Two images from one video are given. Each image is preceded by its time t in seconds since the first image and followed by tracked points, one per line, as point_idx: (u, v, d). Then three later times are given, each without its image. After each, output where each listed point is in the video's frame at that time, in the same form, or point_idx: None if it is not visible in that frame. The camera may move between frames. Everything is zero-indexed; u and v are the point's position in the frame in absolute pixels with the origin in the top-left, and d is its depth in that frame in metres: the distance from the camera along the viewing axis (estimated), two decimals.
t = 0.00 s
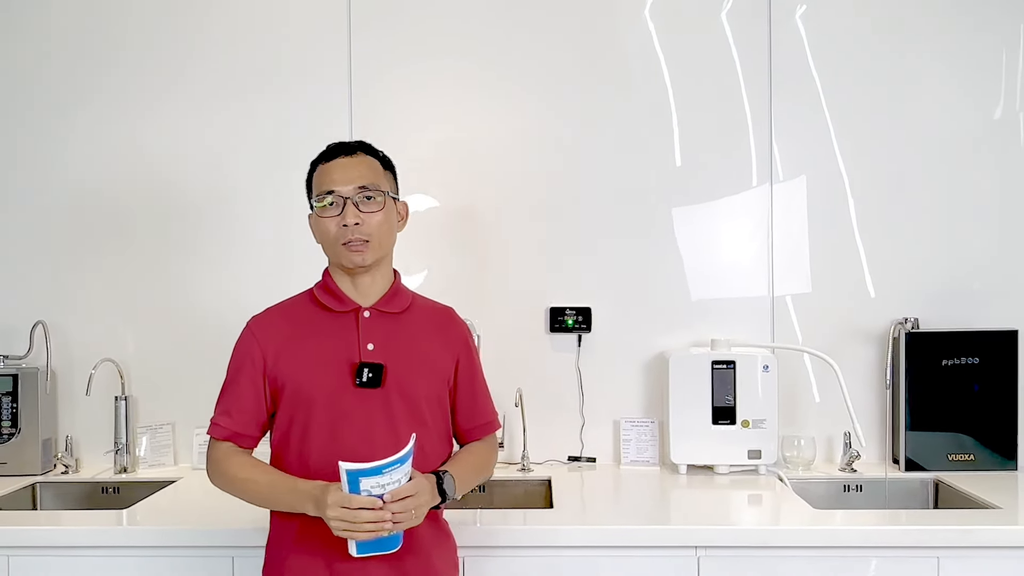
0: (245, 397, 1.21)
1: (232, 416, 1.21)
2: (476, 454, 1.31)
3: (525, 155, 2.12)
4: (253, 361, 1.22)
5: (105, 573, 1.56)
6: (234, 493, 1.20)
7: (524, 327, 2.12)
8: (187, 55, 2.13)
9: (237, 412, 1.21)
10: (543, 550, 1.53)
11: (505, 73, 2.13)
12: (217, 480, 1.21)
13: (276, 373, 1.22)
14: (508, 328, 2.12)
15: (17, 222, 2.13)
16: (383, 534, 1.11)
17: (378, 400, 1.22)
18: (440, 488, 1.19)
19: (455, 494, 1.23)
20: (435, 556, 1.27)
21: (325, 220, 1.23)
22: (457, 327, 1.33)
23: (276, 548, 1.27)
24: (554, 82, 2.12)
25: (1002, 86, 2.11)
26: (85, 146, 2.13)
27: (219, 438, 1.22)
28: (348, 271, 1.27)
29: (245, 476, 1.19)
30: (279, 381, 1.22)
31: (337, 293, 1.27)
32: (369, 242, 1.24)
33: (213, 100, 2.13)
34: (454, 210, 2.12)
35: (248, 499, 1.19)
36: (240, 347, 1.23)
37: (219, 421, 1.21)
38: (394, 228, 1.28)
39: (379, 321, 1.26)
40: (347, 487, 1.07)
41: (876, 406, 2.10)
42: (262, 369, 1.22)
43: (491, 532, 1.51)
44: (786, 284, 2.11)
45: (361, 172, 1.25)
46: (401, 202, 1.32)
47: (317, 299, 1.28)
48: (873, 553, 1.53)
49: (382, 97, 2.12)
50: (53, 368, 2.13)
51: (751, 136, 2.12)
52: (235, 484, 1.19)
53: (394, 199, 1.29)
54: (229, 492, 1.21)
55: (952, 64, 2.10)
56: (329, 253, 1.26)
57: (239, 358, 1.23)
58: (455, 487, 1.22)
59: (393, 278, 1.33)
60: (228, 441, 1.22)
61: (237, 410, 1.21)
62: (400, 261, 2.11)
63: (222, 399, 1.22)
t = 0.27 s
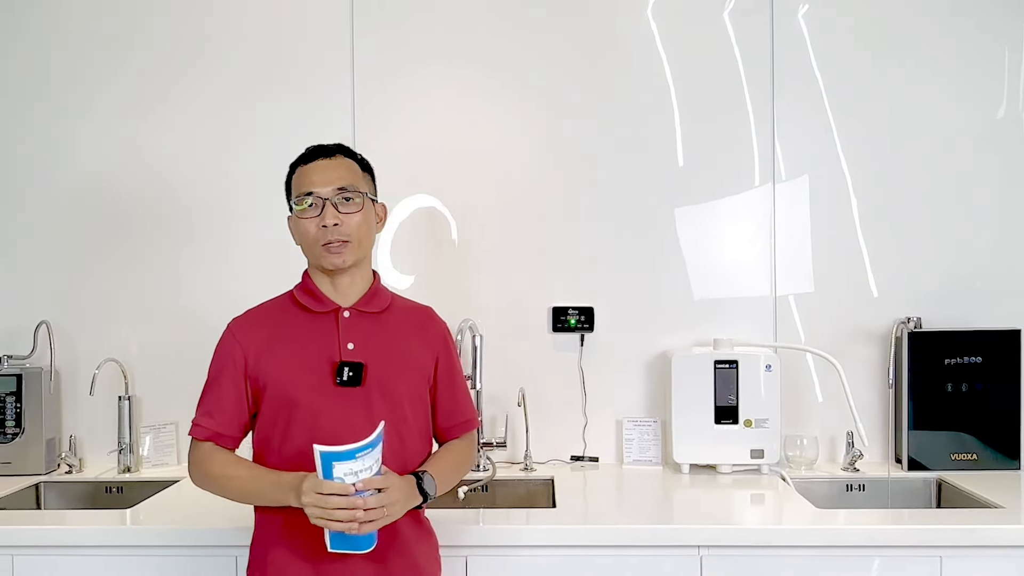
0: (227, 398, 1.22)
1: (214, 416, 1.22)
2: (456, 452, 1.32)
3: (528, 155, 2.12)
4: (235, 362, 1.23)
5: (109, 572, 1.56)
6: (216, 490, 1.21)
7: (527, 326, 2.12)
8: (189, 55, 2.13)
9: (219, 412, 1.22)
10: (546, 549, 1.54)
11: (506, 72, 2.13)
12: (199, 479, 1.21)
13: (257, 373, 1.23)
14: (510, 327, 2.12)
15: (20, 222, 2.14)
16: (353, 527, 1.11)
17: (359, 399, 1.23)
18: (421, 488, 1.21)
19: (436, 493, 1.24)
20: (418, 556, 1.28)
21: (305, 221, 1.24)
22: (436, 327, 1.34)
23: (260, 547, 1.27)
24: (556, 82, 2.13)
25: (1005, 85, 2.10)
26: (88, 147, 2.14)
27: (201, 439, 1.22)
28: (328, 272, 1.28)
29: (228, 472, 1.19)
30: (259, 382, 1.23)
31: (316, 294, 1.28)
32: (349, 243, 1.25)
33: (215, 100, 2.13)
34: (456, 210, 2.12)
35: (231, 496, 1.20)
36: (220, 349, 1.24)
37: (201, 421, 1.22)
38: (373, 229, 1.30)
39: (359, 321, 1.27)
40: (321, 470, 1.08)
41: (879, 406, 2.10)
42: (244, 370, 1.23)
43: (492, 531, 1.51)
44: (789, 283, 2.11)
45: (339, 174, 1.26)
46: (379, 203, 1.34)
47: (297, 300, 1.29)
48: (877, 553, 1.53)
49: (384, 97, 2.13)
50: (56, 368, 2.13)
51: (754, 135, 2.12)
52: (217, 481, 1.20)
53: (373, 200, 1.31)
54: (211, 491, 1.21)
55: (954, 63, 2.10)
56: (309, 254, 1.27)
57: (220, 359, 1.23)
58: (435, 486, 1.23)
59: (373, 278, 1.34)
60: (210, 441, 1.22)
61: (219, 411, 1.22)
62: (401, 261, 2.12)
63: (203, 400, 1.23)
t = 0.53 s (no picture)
0: (213, 398, 1.22)
1: (200, 417, 1.21)
2: (441, 452, 1.32)
3: (529, 155, 2.13)
4: (220, 364, 1.23)
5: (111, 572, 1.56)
6: (202, 491, 1.21)
7: (528, 327, 2.12)
8: (190, 55, 2.13)
9: (205, 413, 1.22)
10: (547, 550, 1.54)
11: (507, 72, 2.13)
12: (185, 480, 1.21)
13: (243, 375, 1.23)
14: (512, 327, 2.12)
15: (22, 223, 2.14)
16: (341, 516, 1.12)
17: (344, 399, 1.23)
18: (404, 488, 1.21)
19: (420, 492, 1.24)
20: (405, 556, 1.29)
21: (292, 222, 1.25)
22: (421, 328, 1.35)
23: (247, 547, 1.27)
24: (556, 82, 2.13)
25: (1007, 85, 2.10)
26: (90, 148, 2.14)
27: (187, 441, 1.22)
28: (313, 274, 1.28)
29: (213, 471, 1.20)
30: (245, 384, 1.23)
31: (300, 296, 1.28)
32: (335, 244, 1.25)
33: (217, 100, 2.13)
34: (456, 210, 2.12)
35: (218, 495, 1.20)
36: (205, 351, 1.24)
37: (186, 423, 1.21)
38: (359, 232, 1.31)
39: (345, 322, 1.27)
40: (319, 453, 1.10)
41: (880, 406, 2.10)
42: (230, 371, 1.23)
43: (493, 531, 1.51)
44: (790, 283, 2.11)
45: (327, 176, 1.27)
46: (364, 207, 1.35)
47: (283, 302, 1.29)
48: (878, 553, 1.53)
49: (386, 97, 2.13)
50: (58, 369, 2.14)
51: (755, 135, 2.12)
52: (204, 481, 1.20)
53: (359, 204, 1.31)
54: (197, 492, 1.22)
55: (956, 63, 2.10)
56: (294, 255, 1.27)
57: (205, 361, 1.23)
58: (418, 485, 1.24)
59: (358, 280, 1.35)
60: (197, 443, 1.22)
61: (205, 412, 1.21)
62: (402, 261, 2.12)
63: (189, 402, 1.23)
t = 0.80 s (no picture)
0: (206, 401, 1.21)
1: (193, 418, 1.20)
2: (435, 449, 1.33)
3: (529, 155, 2.13)
4: (212, 367, 1.22)
5: (113, 572, 1.56)
6: (196, 494, 1.20)
7: (529, 327, 2.12)
8: (191, 56, 2.14)
9: (198, 414, 1.20)
10: (548, 549, 1.54)
11: (508, 73, 2.13)
12: (177, 483, 1.20)
13: (235, 377, 1.22)
14: (513, 327, 2.12)
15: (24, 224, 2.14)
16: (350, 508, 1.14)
17: (337, 399, 1.23)
18: (399, 486, 1.21)
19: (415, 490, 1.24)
20: (401, 555, 1.29)
21: (291, 222, 1.25)
22: (411, 327, 1.36)
23: (244, 548, 1.27)
24: (557, 82, 2.13)
25: (1007, 85, 2.10)
26: (91, 148, 2.14)
27: (180, 443, 1.21)
28: (306, 274, 1.29)
29: (208, 473, 1.19)
30: (236, 385, 1.23)
31: (291, 296, 1.28)
32: (331, 248, 1.26)
33: (218, 101, 2.14)
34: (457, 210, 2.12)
35: (213, 497, 1.19)
36: (196, 354, 1.23)
37: (180, 425, 1.20)
38: (355, 237, 1.31)
39: (336, 322, 1.28)
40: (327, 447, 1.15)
41: (881, 406, 2.10)
42: (221, 374, 1.22)
43: (493, 531, 1.52)
44: (791, 283, 2.11)
45: (329, 181, 1.28)
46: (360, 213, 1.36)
47: (273, 304, 1.29)
48: (880, 553, 1.53)
49: (386, 97, 2.13)
50: (60, 369, 2.14)
51: (756, 135, 2.12)
52: (198, 484, 1.19)
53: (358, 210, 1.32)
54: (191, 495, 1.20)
55: (956, 62, 2.10)
56: (288, 254, 1.27)
57: (197, 363, 1.22)
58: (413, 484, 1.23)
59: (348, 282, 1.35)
60: (190, 445, 1.21)
61: (198, 414, 1.20)
62: (402, 261, 2.12)
63: (180, 404, 1.21)
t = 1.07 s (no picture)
0: (206, 402, 1.20)
1: (194, 421, 1.20)
2: (436, 445, 1.33)
3: (529, 155, 2.13)
4: (211, 369, 1.21)
5: (115, 572, 1.56)
6: (198, 495, 1.20)
7: (529, 327, 2.12)
8: (191, 56, 2.14)
9: (198, 416, 1.20)
10: (548, 549, 1.54)
11: (508, 72, 2.13)
12: (179, 485, 1.20)
13: (234, 378, 1.22)
14: (514, 327, 2.12)
15: (24, 224, 2.14)
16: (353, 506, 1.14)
17: (337, 398, 1.23)
18: (401, 482, 1.20)
19: (416, 486, 1.23)
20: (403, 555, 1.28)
21: (299, 219, 1.25)
22: (408, 325, 1.36)
23: (247, 548, 1.27)
24: (557, 82, 2.13)
25: (1007, 83, 2.10)
26: (91, 148, 2.14)
27: (180, 447, 1.20)
28: (305, 273, 1.29)
29: (209, 474, 1.18)
30: (236, 387, 1.22)
31: (288, 297, 1.28)
32: (335, 251, 1.27)
33: (218, 101, 2.14)
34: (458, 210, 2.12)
35: (215, 498, 1.19)
36: (194, 357, 1.22)
37: (180, 428, 1.20)
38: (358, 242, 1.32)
39: (333, 322, 1.28)
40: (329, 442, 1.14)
41: (882, 405, 2.10)
42: (220, 376, 1.22)
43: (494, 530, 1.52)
44: (792, 282, 2.11)
45: (341, 185, 1.28)
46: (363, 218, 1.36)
47: (271, 305, 1.28)
48: (881, 552, 1.53)
49: (386, 97, 2.13)
50: (61, 369, 2.14)
51: (756, 134, 2.11)
52: (200, 485, 1.19)
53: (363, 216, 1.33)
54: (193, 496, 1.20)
55: (956, 61, 2.10)
56: (291, 250, 1.27)
57: (195, 366, 1.22)
58: (415, 479, 1.23)
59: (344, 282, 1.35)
60: (191, 447, 1.20)
61: (198, 416, 1.20)
62: (402, 260, 2.12)
63: (180, 407, 1.21)
